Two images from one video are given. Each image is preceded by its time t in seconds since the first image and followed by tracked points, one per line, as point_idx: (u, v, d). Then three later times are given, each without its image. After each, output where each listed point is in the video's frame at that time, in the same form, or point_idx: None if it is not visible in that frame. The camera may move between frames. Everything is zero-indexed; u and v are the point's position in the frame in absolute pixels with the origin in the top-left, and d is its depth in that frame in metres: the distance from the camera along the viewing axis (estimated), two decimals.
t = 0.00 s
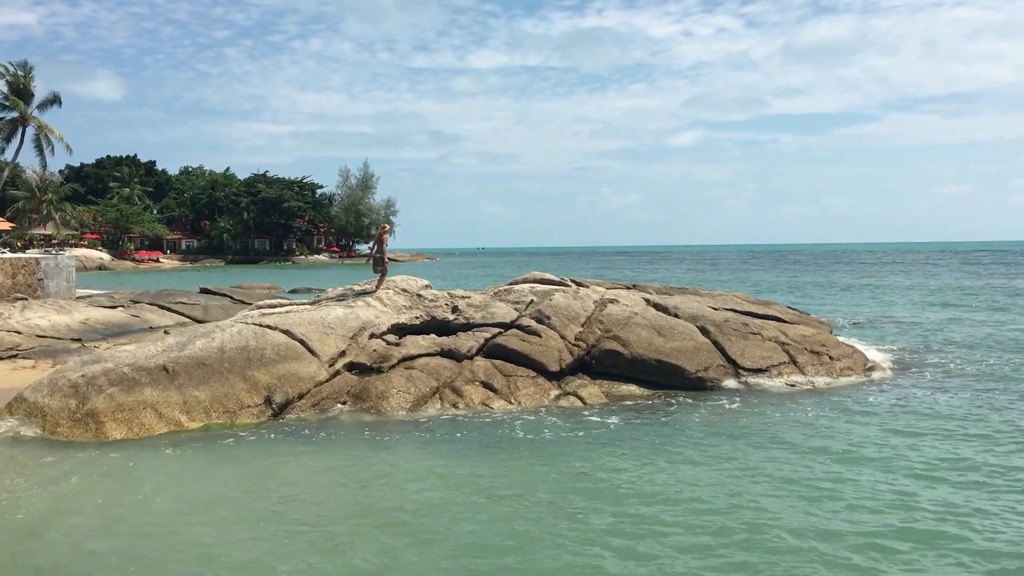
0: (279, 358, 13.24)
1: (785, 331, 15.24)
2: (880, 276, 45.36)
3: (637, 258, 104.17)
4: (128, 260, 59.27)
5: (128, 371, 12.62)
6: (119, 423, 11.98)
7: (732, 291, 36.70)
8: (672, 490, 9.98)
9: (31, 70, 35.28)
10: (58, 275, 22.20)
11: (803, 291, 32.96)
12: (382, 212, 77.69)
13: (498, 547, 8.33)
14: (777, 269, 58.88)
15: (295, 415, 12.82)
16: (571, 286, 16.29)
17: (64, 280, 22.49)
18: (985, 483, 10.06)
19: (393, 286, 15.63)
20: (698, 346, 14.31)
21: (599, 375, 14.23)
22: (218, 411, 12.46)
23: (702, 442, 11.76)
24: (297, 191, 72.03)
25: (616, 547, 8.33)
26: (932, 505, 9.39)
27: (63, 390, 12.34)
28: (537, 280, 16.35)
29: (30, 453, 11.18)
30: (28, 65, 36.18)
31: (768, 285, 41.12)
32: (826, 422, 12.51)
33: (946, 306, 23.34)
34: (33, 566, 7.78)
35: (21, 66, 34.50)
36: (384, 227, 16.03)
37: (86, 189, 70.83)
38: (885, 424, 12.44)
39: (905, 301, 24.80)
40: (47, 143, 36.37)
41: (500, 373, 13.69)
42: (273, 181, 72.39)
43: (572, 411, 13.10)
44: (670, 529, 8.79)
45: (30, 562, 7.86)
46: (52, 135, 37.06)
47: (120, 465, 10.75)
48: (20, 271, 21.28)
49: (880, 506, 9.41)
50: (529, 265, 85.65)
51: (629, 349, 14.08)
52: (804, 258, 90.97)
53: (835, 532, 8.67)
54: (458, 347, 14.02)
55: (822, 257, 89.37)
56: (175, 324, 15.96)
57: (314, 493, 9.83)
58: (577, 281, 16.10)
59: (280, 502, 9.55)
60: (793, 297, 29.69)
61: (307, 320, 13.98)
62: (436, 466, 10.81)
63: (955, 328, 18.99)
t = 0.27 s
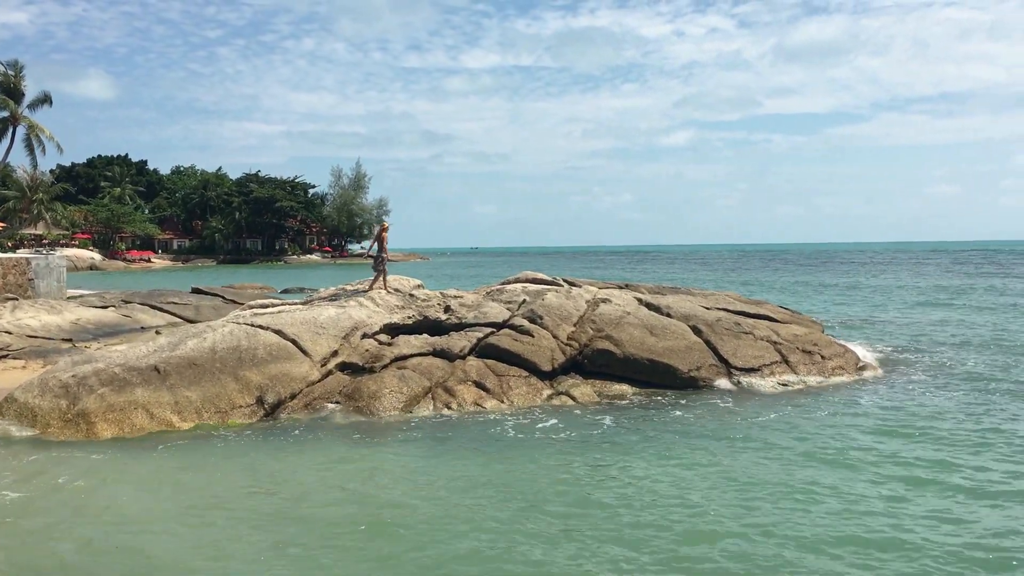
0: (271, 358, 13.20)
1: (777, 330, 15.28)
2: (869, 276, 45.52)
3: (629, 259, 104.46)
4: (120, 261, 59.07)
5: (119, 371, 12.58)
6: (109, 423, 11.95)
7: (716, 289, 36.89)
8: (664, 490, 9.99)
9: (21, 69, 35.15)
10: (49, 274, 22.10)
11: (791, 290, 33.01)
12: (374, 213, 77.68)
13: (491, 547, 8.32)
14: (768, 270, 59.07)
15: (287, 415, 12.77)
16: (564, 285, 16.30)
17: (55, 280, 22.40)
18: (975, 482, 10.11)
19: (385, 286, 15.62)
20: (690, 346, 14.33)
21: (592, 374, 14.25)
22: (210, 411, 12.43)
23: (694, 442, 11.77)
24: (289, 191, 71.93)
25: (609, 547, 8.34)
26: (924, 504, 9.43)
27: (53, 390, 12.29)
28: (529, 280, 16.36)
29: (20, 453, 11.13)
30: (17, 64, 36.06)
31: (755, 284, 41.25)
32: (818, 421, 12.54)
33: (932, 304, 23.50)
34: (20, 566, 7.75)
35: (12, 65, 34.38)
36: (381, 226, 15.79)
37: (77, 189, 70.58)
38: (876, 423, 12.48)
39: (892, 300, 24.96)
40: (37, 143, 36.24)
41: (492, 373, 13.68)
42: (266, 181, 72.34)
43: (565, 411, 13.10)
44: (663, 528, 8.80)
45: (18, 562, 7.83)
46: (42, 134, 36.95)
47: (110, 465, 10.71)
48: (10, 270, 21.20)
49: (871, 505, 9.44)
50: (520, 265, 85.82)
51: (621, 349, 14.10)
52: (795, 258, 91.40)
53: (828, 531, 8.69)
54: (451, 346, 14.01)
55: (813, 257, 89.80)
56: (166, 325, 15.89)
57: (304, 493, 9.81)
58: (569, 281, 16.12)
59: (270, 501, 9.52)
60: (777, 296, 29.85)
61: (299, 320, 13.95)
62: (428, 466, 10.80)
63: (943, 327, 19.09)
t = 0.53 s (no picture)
0: (266, 357, 13.19)
1: (772, 329, 15.30)
2: (861, 274, 45.60)
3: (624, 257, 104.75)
4: (115, 260, 58.93)
5: (113, 370, 12.56)
6: (104, 423, 11.93)
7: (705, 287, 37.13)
8: (659, 488, 10.01)
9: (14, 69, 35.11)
10: (42, 274, 22.03)
11: (780, 288, 33.21)
12: (369, 211, 77.82)
13: (487, 546, 8.35)
14: (762, 268, 59.20)
15: (282, 414, 12.75)
16: (559, 284, 16.32)
17: (48, 279, 22.32)
18: (970, 479, 10.15)
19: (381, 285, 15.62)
20: (685, 344, 14.35)
21: (587, 373, 14.27)
22: (204, 410, 12.41)
23: (689, 441, 11.79)
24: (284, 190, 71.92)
25: (604, 545, 8.36)
26: (918, 502, 9.46)
27: (48, 389, 12.27)
28: (524, 278, 16.38)
29: (15, 453, 11.11)
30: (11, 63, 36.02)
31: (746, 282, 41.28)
32: (812, 420, 12.57)
33: (924, 302, 23.62)
34: (12, 565, 7.75)
35: (6, 65, 34.34)
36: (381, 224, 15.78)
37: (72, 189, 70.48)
38: (870, 421, 12.53)
39: (883, 298, 25.08)
40: (30, 142, 36.20)
41: (487, 371, 13.69)
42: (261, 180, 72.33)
43: (560, 410, 13.11)
44: (658, 526, 8.82)
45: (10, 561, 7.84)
46: (36, 133, 36.94)
47: (105, 465, 10.69)
48: (4, 269, 21.20)
49: (866, 503, 9.46)
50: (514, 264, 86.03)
51: (617, 347, 14.12)
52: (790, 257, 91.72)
53: (822, 529, 8.72)
54: (446, 345, 14.01)
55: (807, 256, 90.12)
56: (161, 324, 15.87)
57: (298, 493, 9.80)
58: (564, 279, 16.13)
59: (264, 500, 9.53)
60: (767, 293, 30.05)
61: (293, 319, 13.93)
62: (422, 465, 10.82)
63: (935, 326, 19.16)
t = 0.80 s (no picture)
0: (262, 356, 13.17)
1: (767, 326, 15.33)
2: (854, 272, 45.74)
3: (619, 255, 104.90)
4: (111, 259, 58.81)
5: (109, 370, 12.53)
6: (100, 422, 11.92)
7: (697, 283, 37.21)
8: (656, 486, 10.03)
9: (7, 66, 35.00)
10: (37, 273, 21.97)
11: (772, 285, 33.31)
12: (364, 209, 77.88)
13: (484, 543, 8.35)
14: (756, 266, 59.32)
15: (278, 413, 12.73)
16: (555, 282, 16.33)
17: (43, 279, 22.27)
18: (964, 476, 10.20)
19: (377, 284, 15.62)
20: (681, 342, 14.36)
21: (583, 371, 14.29)
22: (200, 410, 12.39)
23: (685, 438, 11.81)
24: (280, 189, 71.88)
25: (601, 543, 8.37)
26: (914, 499, 9.50)
27: (43, 389, 12.25)
28: (520, 276, 16.40)
29: (10, 452, 11.09)
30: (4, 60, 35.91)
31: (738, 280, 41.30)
32: (808, 417, 12.61)
33: (915, 299, 23.74)
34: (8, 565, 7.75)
35: None
36: (390, 227, 16.01)
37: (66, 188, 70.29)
38: (865, 418, 12.57)
39: (875, 296, 25.20)
40: (24, 140, 36.09)
41: (484, 369, 13.69)
42: (256, 178, 72.27)
43: (557, 408, 13.12)
44: (655, 524, 8.84)
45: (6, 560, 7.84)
46: (29, 131, 36.84)
47: (100, 465, 10.67)
48: None
49: (862, 500, 9.47)
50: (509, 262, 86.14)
51: (613, 346, 14.14)
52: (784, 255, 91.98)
53: (819, 526, 8.74)
54: (442, 344, 14.02)
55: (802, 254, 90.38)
56: (157, 323, 15.84)
57: (293, 491, 9.79)
58: (560, 277, 16.15)
59: (260, 499, 9.53)
60: (758, 290, 30.16)
61: (289, 318, 13.91)
62: (419, 463, 10.82)
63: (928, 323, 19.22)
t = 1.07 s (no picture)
0: (258, 355, 13.15)
1: (763, 325, 15.36)
2: (847, 270, 45.90)
3: (615, 255, 105.06)
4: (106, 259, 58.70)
5: (104, 369, 12.50)
6: (95, 422, 11.89)
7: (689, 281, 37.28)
8: (651, 484, 10.03)
9: None
10: (32, 273, 21.93)
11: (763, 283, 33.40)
12: (360, 209, 77.93)
13: (481, 543, 8.35)
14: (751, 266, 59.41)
15: (273, 412, 12.70)
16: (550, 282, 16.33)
17: (38, 279, 22.24)
18: (959, 473, 10.24)
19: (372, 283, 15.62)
20: (677, 341, 14.36)
21: (579, 370, 14.30)
22: (196, 409, 12.37)
23: (680, 437, 11.81)
24: (275, 188, 71.85)
25: (597, 541, 8.37)
26: (909, 496, 9.52)
27: (38, 389, 12.22)
28: (516, 275, 16.41)
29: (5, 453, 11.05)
30: None
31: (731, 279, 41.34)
32: (803, 415, 12.63)
33: (906, 297, 23.84)
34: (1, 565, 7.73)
35: None
36: (398, 223, 15.74)
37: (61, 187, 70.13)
38: (861, 416, 12.58)
39: (866, 294, 25.30)
40: (16, 139, 36.01)
41: (479, 368, 13.69)
42: (252, 177, 72.23)
43: (552, 407, 13.11)
44: (652, 522, 8.84)
45: None
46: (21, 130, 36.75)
47: (94, 465, 10.64)
48: None
49: (858, 498, 9.49)
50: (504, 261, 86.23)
51: (608, 344, 14.15)
52: (779, 254, 92.25)
53: (815, 524, 8.75)
54: (438, 343, 14.01)
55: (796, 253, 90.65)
56: (152, 322, 15.80)
57: (287, 492, 9.76)
58: (555, 276, 16.16)
59: (254, 498, 9.52)
60: (748, 288, 30.25)
61: (285, 317, 13.89)
62: (415, 462, 10.81)
63: (922, 321, 19.26)
